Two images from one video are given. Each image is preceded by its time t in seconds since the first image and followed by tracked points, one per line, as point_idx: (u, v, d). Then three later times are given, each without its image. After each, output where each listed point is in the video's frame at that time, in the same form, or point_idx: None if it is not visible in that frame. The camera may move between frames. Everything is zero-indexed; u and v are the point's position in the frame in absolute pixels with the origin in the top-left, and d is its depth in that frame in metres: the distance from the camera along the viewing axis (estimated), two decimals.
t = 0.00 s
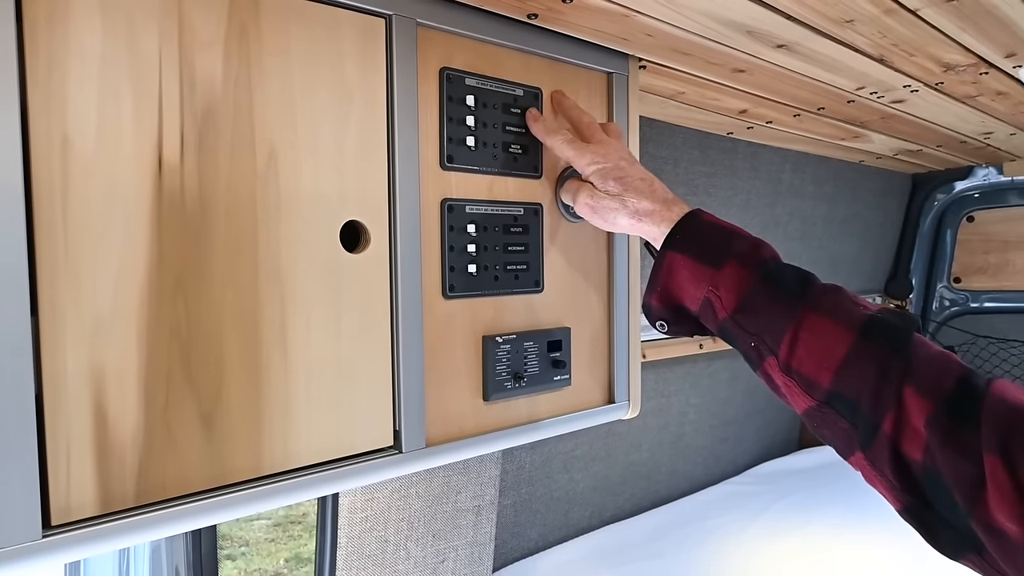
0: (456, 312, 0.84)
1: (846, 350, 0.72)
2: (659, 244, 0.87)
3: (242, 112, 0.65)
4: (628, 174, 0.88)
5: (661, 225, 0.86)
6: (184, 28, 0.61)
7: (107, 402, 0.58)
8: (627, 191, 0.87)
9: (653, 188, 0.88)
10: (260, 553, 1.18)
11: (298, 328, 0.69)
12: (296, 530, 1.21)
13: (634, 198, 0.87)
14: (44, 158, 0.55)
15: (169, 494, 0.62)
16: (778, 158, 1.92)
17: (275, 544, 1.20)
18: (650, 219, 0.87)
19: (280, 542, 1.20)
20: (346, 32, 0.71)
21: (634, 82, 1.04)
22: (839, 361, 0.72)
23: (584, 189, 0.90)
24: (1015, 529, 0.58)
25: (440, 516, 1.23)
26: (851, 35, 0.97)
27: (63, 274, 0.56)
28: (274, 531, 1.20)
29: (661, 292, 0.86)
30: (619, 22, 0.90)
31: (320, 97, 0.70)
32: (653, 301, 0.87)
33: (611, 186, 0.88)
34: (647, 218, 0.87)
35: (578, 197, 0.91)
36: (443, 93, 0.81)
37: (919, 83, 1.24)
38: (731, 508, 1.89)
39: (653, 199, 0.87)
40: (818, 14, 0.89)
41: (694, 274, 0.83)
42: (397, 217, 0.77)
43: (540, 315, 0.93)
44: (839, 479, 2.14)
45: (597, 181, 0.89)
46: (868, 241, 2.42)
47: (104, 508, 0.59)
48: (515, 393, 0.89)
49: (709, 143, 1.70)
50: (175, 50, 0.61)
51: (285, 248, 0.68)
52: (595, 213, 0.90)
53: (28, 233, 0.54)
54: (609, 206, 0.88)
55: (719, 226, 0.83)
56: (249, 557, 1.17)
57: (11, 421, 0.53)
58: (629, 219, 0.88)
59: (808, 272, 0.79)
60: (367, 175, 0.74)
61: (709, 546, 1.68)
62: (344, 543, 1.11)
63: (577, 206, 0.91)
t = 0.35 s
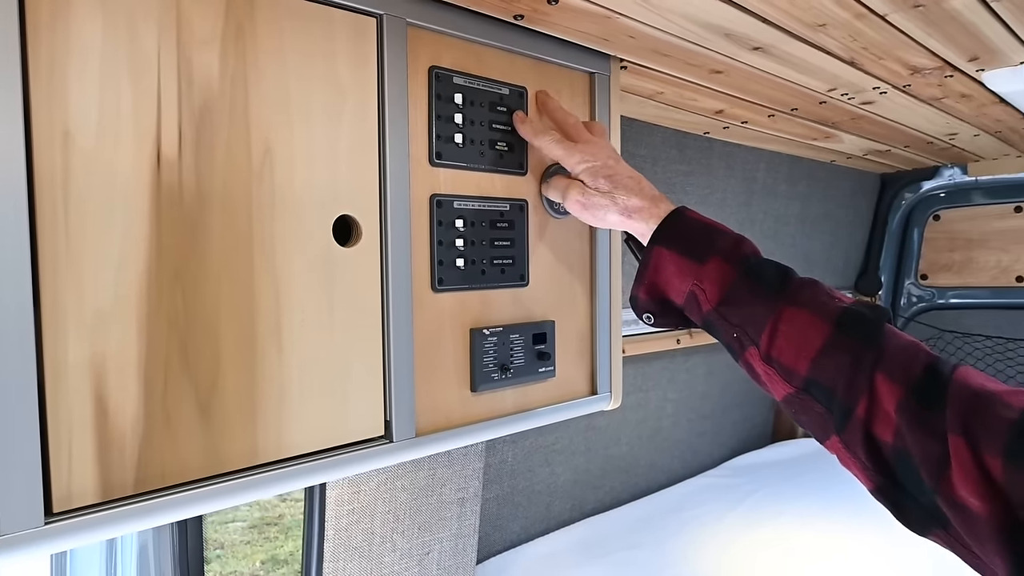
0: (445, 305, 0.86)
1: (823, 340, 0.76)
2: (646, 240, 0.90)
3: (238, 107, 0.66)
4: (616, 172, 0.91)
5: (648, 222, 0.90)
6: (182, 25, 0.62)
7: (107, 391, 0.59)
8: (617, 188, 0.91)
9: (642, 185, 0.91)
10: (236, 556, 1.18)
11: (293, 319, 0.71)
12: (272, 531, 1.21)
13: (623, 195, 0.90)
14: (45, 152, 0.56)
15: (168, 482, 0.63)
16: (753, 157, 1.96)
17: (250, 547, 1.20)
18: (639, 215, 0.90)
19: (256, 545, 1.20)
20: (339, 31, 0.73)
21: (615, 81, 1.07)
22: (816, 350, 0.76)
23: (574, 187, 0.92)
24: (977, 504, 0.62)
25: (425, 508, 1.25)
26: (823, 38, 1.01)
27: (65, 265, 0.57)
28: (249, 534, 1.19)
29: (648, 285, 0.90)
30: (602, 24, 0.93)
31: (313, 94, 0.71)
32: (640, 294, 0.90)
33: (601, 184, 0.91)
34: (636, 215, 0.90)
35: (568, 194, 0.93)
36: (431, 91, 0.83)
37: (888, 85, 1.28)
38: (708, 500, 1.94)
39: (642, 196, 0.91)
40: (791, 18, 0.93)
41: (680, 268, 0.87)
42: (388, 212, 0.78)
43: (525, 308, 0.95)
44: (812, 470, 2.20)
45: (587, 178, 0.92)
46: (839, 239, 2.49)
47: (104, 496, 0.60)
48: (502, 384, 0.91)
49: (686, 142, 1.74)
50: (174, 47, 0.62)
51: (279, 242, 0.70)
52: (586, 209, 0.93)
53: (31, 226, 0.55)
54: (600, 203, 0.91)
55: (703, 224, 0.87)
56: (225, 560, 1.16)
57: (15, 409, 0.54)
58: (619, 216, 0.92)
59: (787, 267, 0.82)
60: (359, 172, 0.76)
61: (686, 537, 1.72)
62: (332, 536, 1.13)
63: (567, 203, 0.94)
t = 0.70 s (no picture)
0: (417, 297, 0.88)
1: (782, 329, 0.80)
2: (616, 237, 0.94)
3: (215, 101, 0.68)
4: (588, 171, 0.95)
5: (619, 219, 0.93)
6: (159, 21, 0.64)
7: (86, 379, 0.60)
8: (588, 188, 0.94)
9: (612, 184, 0.95)
10: (201, 560, 1.18)
11: (268, 310, 0.73)
12: (237, 535, 1.22)
13: (594, 195, 0.94)
14: (25, 143, 0.57)
15: (146, 468, 0.64)
16: (715, 156, 2.02)
17: (215, 550, 1.20)
18: (609, 214, 0.94)
19: (221, 548, 1.20)
20: (313, 29, 0.75)
21: (581, 81, 1.10)
22: (777, 339, 0.80)
23: (548, 186, 0.96)
24: (919, 476, 0.68)
25: (397, 499, 1.27)
26: (779, 41, 1.06)
27: (44, 255, 0.58)
28: (213, 537, 1.20)
29: (619, 280, 0.93)
30: (569, 25, 0.96)
31: (288, 90, 0.73)
32: (612, 288, 0.94)
33: (573, 184, 0.95)
34: (607, 213, 0.94)
35: (542, 192, 0.97)
36: (403, 88, 0.85)
37: (841, 87, 1.34)
38: (673, 490, 1.99)
39: (612, 195, 0.94)
40: (749, 22, 0.97)
41: (649, 263, 0.90)
42: (361, 205, 0.80)
43: (495, 300, 0.98)
44: (772, 460, 2.26)
45: (560, 178, 0.95)
46: (797, 236, 2.56)
47: (83, 482, 0.61)
48: (473, 373, 0.94)
49: (650, 141, 1.79)
50: (151, 41, 0.63)
51: (255, 234, 0.71)
52: (559, 207, 0.97)
53: (10, 215, 0.56)
54: (573, 202, 0.95)
55: (670, 220, 0.90)
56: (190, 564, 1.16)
57: None
58: (590, 214, 0.95)
59: (749, 261, 0.86)
60: (333, 166, 0.77)
61: (652, 525, 1.77)
62: (304, 527, 1.14)
63: (541, 200, 0.98)
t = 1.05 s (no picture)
0: (384, 289, 0.90)
1: (733, 318, 0.84)
2: (576, 233, 0.97)
3: (185, 96, 0.69)
4: (547, 170, 0.97)
5: (578, 216, 0.96)
6: (129, 17, 0.65)
7: (58, 369, 0.61)
8: (548, 187, 0.97)
9: (570, 182, 0.97)
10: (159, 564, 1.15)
11: (238, 299, 0.74)
12: (198, 538, 1.20)
13: (554, 193, 0.97)
14: None
15: (118, 456, 0.66)
16: (673, 155, 2.07)
17: (174, 554, 1.17)
18: (569, 211, 0.97)
19: (179, 552, 1.17)
20: (281, 27, 0.77)
21: (543, 81, 1.14)
22: (728, 327, 0.84)
23: (510, 186, 0.99)
24: (857, 452, 0.73)
25: (363, 490, 1.29)
26: (731, 45, 1.11)
27: (15, 247, 0.59)
28: (172, 541, 1.16)
29: (580, 275, 0.97)
30: (531, 26, 0.99)
31: (256, 87, 0.75)
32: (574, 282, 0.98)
33: (533, 183, 0.97)
34: (568, 210, 0.97)
35: (503, 192, 1.00)
36: (370, 85, 0.88)
37: (790, 89, 1.40)
38: (633, 480, 2.04)
39: (571, 193, 0.96)
40: (702, 26, 1.01)
41: (608, 256, 0.93)
42: (329, 199, 0.83)
43: (459, 293, 1.00)
44: (729, 450, 2.33)
45: (520, 177, 0.98)
46: (752, 233, 2.64)
47: (55, 470, 0.62)
48: (438, 364, 0.96)
49: (610, 140, 1.83)
50: (121, 37, 0.65)
51: (225, 226, 0.73)
52: (521, 205, 1.00)
53: None
54: (533, 200, 0.98)
55: (628, 217, 0.94)
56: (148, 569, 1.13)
57: None
58: (551, 211, 0.98)
59: (703, 254, 0.90)
60: (301, 161, 0.79)
61: (613, 514, 1.81)
62: (271, 519, 1.16)
63: (503, 199, 1.01)
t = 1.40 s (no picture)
0: (347, 287, 0.92)
1: (690, 315, 0.88)
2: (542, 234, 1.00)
3: (148, 97, 0.70)
4: (512, 172, 1.01)
5: (543, 217, 1.00)
6: (92, 19, 0.66)
7: (22, 366, 0.62)
8: (514, 188, 1.01)
9: (535, 182, 1.01)
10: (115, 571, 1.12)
11: (202, 297, 0.75)
12: (155, 543, 1.18)
13: (520, 194, 1.01)
14: None
15: (83, 452, 0.66)
16: (632, 155, 2.12)
17: (130, 560, 1.14)
18: (534, 211, 1.01)
19: (135, 558, 1.15)
20: (244, 29, 0.78)
21: (503, 82, 1.16)
22: (685, 323, 0.88)
23: (477, 188, 1.02)
24: (801, 440, 0.77)
25: (327, 487, 1.30)
26: (684, 50, 1.15)
27: None
28: (127, 547, 1.13)
29: (546, 272, 1.00)
30: (491, 30, 1.02)
31: (220, 88, 0.76)
32: (538, 280, 1.00)
33: (500, 185, 1.01)
34: (533, 211, 1.01)
35: (471, 195, 1.02)
36: (332, 86, 0.89)
37: (742, 93, 1.45)
38: (594, 474, 2.08)
39: (536, 193, 1.00)
40: (656, 32, 1.05)
41: (571, 255, 0.97)
42: (292, 198, 0.84)
43: (422, 290, 1.03)
44: (687, 442, 2.39)
45: (487, 181, 1.01)
46: (709, 231, 2.71)
47: (19, 466, 0.62)
48: (401, 360, 0.98)
49: (570, 140, 1.87)
50: (84, 38, 0.65)
51: (189, 224, 0.74)
52: (489, 207, 1.03)
53: None
54: (501, 202, 1.02)
55: (591, 216, 0.97)
56: None
57: None
58: (518, 212, 1.02)
59: (662, 254, 0.94)
60: (264, 160, 0.81)
61: (575, 507, 1.85)
62: (234, 517, 1.16)
63: (470, 201, 1.04)
